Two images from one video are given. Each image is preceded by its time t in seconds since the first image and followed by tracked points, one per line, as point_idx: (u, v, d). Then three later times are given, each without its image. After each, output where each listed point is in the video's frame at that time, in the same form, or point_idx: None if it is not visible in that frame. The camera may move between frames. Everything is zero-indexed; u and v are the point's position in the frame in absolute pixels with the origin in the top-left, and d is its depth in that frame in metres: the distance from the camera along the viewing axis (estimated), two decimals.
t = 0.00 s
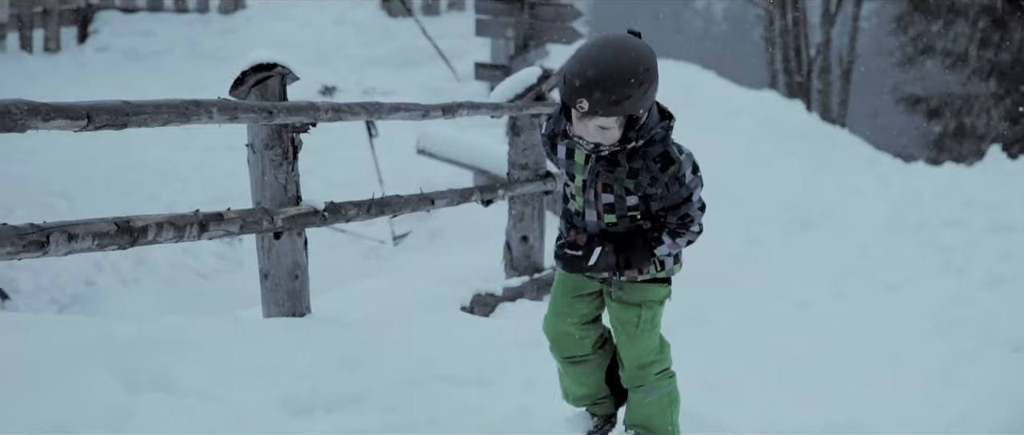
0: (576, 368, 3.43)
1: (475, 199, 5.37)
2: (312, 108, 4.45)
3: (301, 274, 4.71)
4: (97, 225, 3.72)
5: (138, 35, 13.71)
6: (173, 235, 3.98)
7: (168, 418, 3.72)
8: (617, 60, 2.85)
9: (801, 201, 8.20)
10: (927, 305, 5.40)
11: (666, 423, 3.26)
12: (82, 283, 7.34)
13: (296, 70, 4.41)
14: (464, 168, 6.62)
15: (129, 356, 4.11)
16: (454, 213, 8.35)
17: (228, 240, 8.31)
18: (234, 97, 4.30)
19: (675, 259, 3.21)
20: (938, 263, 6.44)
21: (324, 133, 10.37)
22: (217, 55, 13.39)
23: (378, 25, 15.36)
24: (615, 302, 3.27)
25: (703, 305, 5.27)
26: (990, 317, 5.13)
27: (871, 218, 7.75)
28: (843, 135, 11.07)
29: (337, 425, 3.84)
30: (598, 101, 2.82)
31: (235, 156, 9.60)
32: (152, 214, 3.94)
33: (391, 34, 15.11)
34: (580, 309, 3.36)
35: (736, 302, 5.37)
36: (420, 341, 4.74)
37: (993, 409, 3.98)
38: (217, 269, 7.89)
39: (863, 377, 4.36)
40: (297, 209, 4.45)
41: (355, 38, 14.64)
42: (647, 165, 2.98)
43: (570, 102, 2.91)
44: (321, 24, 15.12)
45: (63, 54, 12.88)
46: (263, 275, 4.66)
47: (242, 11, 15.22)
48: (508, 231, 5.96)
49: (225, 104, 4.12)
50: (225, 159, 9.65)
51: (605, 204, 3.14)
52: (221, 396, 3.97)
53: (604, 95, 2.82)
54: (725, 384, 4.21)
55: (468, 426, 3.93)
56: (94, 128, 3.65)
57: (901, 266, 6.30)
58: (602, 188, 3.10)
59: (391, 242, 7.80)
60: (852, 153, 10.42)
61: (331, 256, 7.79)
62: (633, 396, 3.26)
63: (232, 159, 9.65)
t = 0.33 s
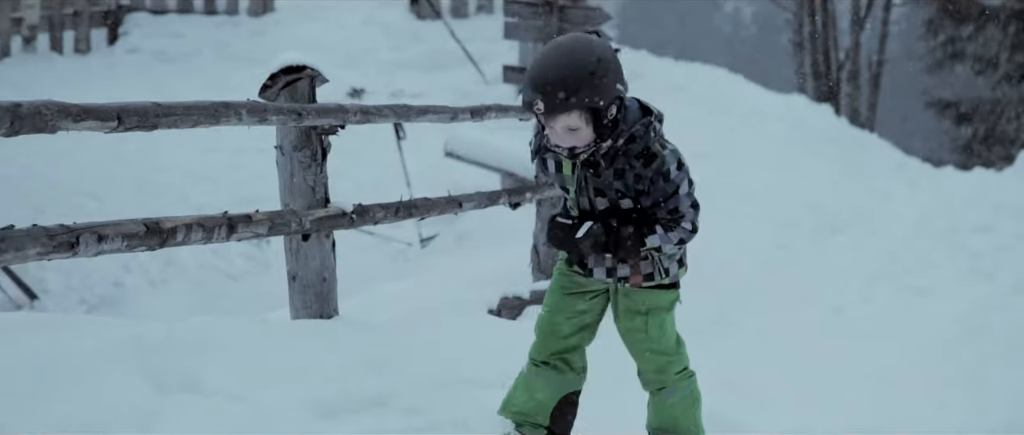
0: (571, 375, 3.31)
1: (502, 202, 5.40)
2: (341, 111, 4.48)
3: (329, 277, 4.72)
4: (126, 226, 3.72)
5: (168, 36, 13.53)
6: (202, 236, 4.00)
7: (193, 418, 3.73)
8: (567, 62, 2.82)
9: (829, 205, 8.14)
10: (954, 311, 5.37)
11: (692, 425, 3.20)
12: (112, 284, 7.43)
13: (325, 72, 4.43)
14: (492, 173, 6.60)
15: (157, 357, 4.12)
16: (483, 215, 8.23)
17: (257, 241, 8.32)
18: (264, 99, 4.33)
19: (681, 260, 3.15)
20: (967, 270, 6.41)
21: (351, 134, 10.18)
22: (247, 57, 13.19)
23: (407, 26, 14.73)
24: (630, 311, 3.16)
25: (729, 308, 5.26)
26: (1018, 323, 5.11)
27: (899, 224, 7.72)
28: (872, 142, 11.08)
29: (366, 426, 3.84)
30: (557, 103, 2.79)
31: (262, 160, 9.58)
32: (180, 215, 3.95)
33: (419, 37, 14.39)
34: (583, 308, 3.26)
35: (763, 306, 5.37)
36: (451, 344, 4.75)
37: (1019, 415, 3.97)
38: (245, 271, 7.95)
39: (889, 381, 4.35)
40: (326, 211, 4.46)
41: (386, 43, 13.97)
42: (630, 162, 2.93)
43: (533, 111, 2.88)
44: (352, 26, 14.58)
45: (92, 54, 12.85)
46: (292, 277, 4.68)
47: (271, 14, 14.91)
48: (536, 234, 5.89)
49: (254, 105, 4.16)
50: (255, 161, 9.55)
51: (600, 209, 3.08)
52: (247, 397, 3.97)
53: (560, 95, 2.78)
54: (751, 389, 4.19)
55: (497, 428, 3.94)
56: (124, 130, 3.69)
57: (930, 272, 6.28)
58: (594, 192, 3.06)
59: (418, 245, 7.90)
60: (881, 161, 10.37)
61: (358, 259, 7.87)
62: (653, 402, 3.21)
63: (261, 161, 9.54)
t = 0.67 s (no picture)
0: (585, 386, 3.26)
1: (522, 206, 5.61)
2: (363, 115, 4.52)
3: (350, 281, 4.73)
4: (149, 229, 3.78)
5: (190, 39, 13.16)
6: (223, 239, 4.04)
7: (213, 421, 3.74)
8: (526, 69, 2.75)
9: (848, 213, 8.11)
10: (971, 318, 5.36)
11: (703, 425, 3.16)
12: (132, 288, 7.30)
13: (347, 76, 4.45)
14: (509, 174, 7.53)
15: (176, 360, 4.12)
16: (503, 220, 8.01)
17: (278, 244, 8.06)
18: (285, 103, 4.36)
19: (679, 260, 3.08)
20: (990, 277, 6.38)
21: (371, 140, 10.05)
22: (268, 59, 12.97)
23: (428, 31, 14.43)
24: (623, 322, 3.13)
25: (749, 314, 5.26)
26: None
27: (920, 231, 7.68)
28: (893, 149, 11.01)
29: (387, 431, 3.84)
30: (522, 114, 2.72)
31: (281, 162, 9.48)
32: (202, 219, 4.00)
33: (440, 42, 14.01)
34: (581, 324, 3.21)
35: (781, 311, 5.38)
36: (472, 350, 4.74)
37: None
38: (266, 274, 7.73)
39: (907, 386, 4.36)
40: (347, 215, 4.48)
41: (406, 47, 13.67)
42: (611, 165, 2.86)
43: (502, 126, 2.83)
44: (373, 31, 14.30)
45: (115, 58, 12.57)
46: (312, 281, 4.69)
47: (294, 18, 14.68)
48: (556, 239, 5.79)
49: (276, 109, 4.21)
50: (275, 164, 9.44)
51: (590, 217, 2.99)
52: (267, 401, 3.98)
53: (521, 104, 2.72)
54: (771, 395, 4.18)
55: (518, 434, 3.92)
56: (148, 133, 3.77)
57: (952, 280, 6.25)
58: (581, 201, 2.97)
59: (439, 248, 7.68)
60: (902, 170, 10.32)
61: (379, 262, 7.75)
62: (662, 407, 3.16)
63: (283, 165, 9.44)
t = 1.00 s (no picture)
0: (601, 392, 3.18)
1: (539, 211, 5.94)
2: (386, 120, 4.54)
3: (373, 286, 4.74)
4: (173, 235, 3.81)
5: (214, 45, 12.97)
6: (247, 244, 4.06)
7: (238, 425, 3.75)
8: (524, 57, 2.73)
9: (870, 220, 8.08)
10: (996, 324, 5.34)
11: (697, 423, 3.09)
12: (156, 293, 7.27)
13: (370, 82, 4.47)
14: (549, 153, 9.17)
15: (201, 365, 4.13)
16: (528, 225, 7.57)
17: (300, 250, 8.10)
18: (310, 108, 4.37)
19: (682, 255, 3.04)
20: (1015, 281, 6.35)
21: (393, 145, 9.99)
22: (292, 67, 12.73)
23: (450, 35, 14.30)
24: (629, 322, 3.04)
25: (772, 319, 5.26)
26: None
27: (942, 238, 7.65)
28: (914, 162, 11.01)
29: None
30: (527, 99, 2.67)
31: (303, 166, 9.47)
32: (226, 224, 4.03)
33: (463, 47, 13.79)
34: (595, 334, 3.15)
35: (802, 315, 5.39)
36: (496, 358, 4.74)
37: None
38: (289, 278, 7.74)
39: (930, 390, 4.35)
40: (370, 221, 4.52)
41: (428, 53, 13.49)
42: (615, 151, 2.84)
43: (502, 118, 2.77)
44: (396, 37, 14.06)
45: (139, 63, 12.35)
46: (336, 286, 4.71)
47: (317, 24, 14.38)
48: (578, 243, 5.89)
49: (300, 114, 4.23)
50: (298, 170, 9.40)
51: (593, 209, 2.92)
52: (291, 407, 3.98)
53: (525, 89, 2.68)
54: (796, 401, 4.16)
55: None
56: (171, 138, 3.81)
57: (978, 285, 6.22)
58: (585, 193, 2.90)
59: (461, 255, 7.64)
60: (923, 179, 10.28)
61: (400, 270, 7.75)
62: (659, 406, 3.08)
63: (306, 169, 9.41)
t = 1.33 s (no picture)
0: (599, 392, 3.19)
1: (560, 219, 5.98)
2: (410, 130, 4.56)
3: (396, 295, 4.75)
4: (197, 243, 3.83)
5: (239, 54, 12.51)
6: (272, 253, 4.08)
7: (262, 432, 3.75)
8: (556, 59, 2.79)
9: (891, 231, 8.05)
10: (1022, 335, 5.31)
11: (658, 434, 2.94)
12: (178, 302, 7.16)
13: (394, 91, 4.48)
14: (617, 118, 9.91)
15: (223, 374, 4.13)
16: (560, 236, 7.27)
17: (324, 259, 8.03)
18: (334, 117, 4.39)
19: (682, 259, 3.10)
20: None
21: (416, 154, 9.93)
22: (316, 76, 12.35)
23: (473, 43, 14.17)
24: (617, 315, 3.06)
25: (795, 331, 5.26)
26: None
27: (966, 248, 7.62)
28: (937, 175, 10.94)
29: None
30: (561, 99, 2.73)
31: (325, 176, 9.44)
32: (251, 233, 4.05)
33: (487, 56, 13.52)
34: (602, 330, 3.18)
35: (825, 326, 5.38)
36: (522, 368, 4.74)
37: None
38: (313, 287, 7.67)
39: (954, 401, 4.34)
40: (394, 230, 4.54)
41: (452, 62, 13.18)
42: (633, 151, 2.93)
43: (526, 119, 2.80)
44: (419, 47, 13.72)
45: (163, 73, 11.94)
46: (359, 295, 4.72)
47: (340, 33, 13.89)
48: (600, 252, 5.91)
49: (325, 123, 4.24)
50: (320, 179, 9.38)
51: (603, 215, 2.97)
52: (317, 417, 3.97)
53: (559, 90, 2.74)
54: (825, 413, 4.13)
55: None
56: (197, 147, 3.82)
57: (1002, 295, 6.19)
58: (597, 197, 2.95)
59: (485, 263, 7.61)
60: (945, 191, 10.21)
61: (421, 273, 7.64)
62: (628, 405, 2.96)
63: (329, 179, 9.38)
